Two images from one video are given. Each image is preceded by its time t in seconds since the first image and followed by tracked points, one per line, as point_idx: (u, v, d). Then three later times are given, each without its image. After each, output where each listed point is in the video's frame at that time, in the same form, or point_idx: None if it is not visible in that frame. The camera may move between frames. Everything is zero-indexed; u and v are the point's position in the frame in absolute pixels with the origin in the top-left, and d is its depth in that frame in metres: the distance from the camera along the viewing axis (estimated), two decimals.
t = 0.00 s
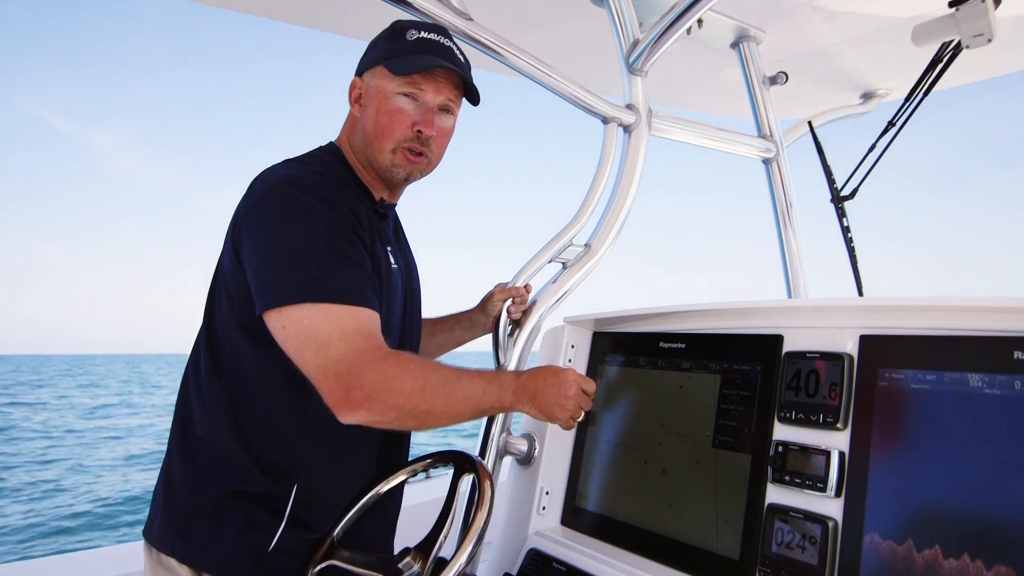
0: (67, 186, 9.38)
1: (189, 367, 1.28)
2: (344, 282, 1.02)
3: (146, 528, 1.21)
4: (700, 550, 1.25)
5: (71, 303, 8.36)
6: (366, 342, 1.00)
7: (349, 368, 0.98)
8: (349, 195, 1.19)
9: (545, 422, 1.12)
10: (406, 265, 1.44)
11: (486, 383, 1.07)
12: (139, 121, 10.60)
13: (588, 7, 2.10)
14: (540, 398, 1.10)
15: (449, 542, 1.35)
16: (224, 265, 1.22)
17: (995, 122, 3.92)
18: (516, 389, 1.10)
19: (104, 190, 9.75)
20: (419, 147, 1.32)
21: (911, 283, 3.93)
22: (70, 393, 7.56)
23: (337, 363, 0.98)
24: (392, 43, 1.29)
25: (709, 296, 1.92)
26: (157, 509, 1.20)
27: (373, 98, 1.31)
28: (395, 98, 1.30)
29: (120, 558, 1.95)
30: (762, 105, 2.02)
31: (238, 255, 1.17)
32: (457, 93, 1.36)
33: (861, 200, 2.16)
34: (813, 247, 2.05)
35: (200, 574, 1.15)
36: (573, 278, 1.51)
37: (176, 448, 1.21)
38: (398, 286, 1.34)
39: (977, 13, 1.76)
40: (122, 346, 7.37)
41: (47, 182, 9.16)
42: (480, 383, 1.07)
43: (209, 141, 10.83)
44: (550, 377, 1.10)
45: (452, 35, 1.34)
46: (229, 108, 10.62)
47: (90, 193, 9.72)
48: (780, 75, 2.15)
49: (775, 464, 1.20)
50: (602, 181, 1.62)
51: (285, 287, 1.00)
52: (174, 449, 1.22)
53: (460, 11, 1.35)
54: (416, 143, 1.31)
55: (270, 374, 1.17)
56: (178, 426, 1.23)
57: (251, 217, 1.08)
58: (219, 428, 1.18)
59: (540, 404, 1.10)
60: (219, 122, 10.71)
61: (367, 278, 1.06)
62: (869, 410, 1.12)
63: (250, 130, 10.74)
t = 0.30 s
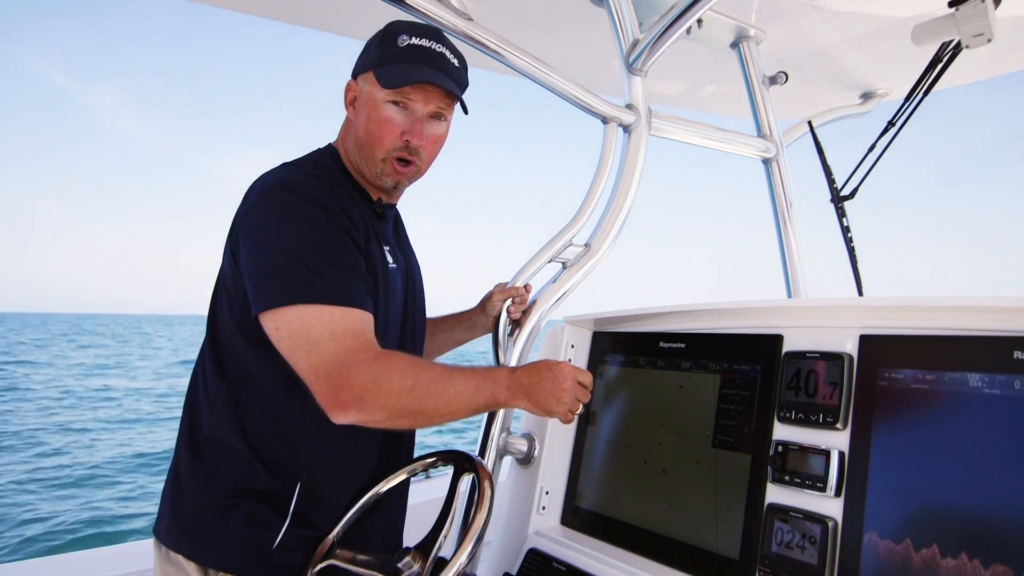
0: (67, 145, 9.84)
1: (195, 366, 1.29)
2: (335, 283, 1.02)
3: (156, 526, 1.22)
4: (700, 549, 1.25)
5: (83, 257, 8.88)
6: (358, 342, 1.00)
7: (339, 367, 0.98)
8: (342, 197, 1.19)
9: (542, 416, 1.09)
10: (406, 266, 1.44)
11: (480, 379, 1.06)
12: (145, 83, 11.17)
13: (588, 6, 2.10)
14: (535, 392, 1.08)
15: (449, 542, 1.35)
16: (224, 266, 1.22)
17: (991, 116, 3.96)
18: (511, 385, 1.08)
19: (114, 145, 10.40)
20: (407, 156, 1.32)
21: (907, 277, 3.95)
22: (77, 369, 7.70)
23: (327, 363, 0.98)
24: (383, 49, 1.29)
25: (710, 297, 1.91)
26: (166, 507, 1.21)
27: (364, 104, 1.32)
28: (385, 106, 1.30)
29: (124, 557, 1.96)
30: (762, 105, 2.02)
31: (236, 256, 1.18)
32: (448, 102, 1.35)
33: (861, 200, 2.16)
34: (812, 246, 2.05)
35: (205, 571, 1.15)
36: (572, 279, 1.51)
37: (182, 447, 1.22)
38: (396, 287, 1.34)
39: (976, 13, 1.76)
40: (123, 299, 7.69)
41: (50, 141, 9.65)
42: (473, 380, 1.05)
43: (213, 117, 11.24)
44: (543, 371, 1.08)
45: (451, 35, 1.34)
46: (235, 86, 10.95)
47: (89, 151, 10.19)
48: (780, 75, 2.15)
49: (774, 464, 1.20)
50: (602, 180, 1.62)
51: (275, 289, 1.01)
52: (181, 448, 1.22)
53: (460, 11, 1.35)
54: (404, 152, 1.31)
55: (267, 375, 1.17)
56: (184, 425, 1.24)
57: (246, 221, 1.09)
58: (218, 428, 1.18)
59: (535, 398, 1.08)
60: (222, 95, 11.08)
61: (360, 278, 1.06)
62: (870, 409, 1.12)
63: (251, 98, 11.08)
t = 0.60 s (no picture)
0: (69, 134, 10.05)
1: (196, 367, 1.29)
2: (332, 283, 1.02)
3: (158, 525, 1.22)
4: (700, 550, 1.25)
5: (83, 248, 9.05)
6: (356, 341, 1.01)
7: (337, 365, 0.98)
8: (340, 197, 1.19)
9: (541, 413, 1.08)
10: (406, 267, 1.44)
11: (478, 377, 1.06)
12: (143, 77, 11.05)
13: (587, 6, 2.11)
14: (532, 390, 1.07)
15: (449, 542, 1.35)
16: (223, 267, 1.22)
17: (991, 115, 3.96)
18: (509, 382, 1.08)
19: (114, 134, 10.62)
20: (407, 156, 1.32)
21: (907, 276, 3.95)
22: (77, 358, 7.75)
23: (324, 363, 0.99)
24: (383, 49, 1.29)
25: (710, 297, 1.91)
26: (169, 506, 1.21)
27: (364, 104, 1.32)
28: (384, 106, 1.30)
29: (125, 556, 1.96)
30: (762, 106, 2.02)
31: (234, 257, 1.18)
32: (447, 102, 1.35)
33: (861, 200, 2.16)
34: (812, 246, 2.05)
35: (207, 570, 1.15)
36: (572, 279, 1.51)
37: (183, 447, 1.22)
38: (396, 286, 1.34)
39: (976, 13, 1.76)
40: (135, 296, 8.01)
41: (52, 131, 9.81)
42: (471, 377, 1.05)
43: (213, 110, 11.29)
44: (541, 368, 1.07)
45: (450, 35, 1.34)
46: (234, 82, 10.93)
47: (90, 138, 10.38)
48: (780, 75, 2.16)
49: (775, 464, 1.20)
50: (602, 180, 1.62)
51: (272, 289, 1.01)
52: (182, 448, 1.23)
53: (460, 11, 1.34)
54: (404, 152, 1.31)
55: (266, 374, 1.17)
56: (186, 426, 1.24)
57: (244, 222, 1.09)
58: (217, 428, 1.18)
59: (534, 395, 1.07)
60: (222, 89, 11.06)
61: (358, 278, 1.06)
62: (869, 409, 1.12)
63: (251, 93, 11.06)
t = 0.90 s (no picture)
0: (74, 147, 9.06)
1: (197, 365, 1.29)
2: (335, 284, 1.02)
3: (158, 525, 1.22)
4: (700, 550, 1.25)
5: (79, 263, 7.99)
6: (359, 343, 1.01)
7: (340, 366, 0.99)
8: (342, 197, 1.19)
9: (544, 426, 1.06)
10: (406, 266, 1.44)
11: (480, 386, 1.05)
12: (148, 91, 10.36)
13: (589, 6, 2.10)
14: (537, 400, 1.06)
15: (449, 541, 1.35)
16: (224, 266, 1.22)
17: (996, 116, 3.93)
18: (513, 391, 1.07)
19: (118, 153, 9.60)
20: (411, 151, 1.32)
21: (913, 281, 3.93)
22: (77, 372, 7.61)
23: (327, 363, 0.99)
24: (386, 45, 1.30)
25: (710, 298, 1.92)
26: (168, 506, 1.22)
27: (367, 101, 1.32)
28: (388, 102, 1.31)
29: (124, 557, 1.95)
30: (762, 106, 2.02)
31: (236, 256, 1.18)
32: (451, 97, 1.36)
33: (861, 200, 2.16)
34: (813, 247, 2.05)
35: (207, 571, 1.15)
36: (573, 278, 1.51)
37: (183, 447, 1.22)
38: (396, 286, 1.34)
39: (977, 13, 1.75)
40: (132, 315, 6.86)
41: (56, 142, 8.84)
42: (474, 385, 1.05)
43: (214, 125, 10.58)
44: (546, 382, 1.05)
45: (451, 34, 1.34)
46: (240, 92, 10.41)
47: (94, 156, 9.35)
48: (780, 75, 2.16)
49: (775, 464, 1.20)
50: (602, 180, 1.62)
51: (274, 289, 1.01)
52: (183, 447, 1.23)
53: (460, 11, 1.35)
54: (408, 146, 1.31)
55: (267, 375, 1.17)
56: (187, 426, 1.24)
57: (246, 220, 1.09)
58: (220, 427, 1.18)
59: (537, 407, 1.06)
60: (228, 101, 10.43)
61: (360, 279, 1.06)
62: (869, 409, 1.12)
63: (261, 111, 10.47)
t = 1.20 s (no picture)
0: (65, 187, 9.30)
1: (199, 363, 1.29)
2: (346, 280, 1.02)
3: (158, 527, 1.22)
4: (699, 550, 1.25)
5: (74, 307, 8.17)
6: (371, 337, 1.01)
7: (354, 362, 0.98)
8: (350, 195, 1.19)
9: (555, 408, 1.10)
10: (411, 266, 1.44)
11: (491, 375, 1.06)
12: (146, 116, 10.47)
13: (588, 7, 2.10)
14: (548, 386, 1.09)
15: (450, 541, 1.35)
16: (229, 264, 1.22)
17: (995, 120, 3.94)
18: (523, 380, 1.09)
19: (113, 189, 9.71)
20: (417, 155, 1.33)
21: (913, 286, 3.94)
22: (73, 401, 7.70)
23: (341, 360, 0.99)
24: (391, 47, 1.29)
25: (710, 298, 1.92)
26: (168, 508, 1.21)
27: (372, 103, 1.31)
28: (393, 105, 1.30)
29: (124, 558, 1.95)
30: (762, 106, 2.02)
31: (242, 254, 1.17)
32: (456, 100, 1.36)
33: (861, 201, 2.16)
34: (812, 248, 2.05)
35: (209, 572, 1.15)
36: (573, 279, 1.51)
37: (186, 447, 1.22)
38: (401, 284, 1.34)
39: (977, 13, 1.76)
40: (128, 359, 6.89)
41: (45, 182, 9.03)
42: (485, 374, 1.06)
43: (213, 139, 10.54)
44: (554, 364, 1.09)
45: (452, 35, 1.34)
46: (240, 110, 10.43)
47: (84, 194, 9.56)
48: (780, 75, 2.16)
49: (774, 464, 1.20)
50: (602, 181, 1.62)
51: (286, 286, 1.00)
52: (184, 448, 1.23)
53: (460, 11, 1.35)
54: (414, 151, 1.32)
55: (275, 372, 1.17)
56: (189, 426, 1.24)
57: (254, 218, 1.08)
58: (226, 426, 1.18)
59: (546, 391, 1.09)
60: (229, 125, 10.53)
61: (370, 275, 1.06)
62: (869, 409, 1.12)
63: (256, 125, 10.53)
